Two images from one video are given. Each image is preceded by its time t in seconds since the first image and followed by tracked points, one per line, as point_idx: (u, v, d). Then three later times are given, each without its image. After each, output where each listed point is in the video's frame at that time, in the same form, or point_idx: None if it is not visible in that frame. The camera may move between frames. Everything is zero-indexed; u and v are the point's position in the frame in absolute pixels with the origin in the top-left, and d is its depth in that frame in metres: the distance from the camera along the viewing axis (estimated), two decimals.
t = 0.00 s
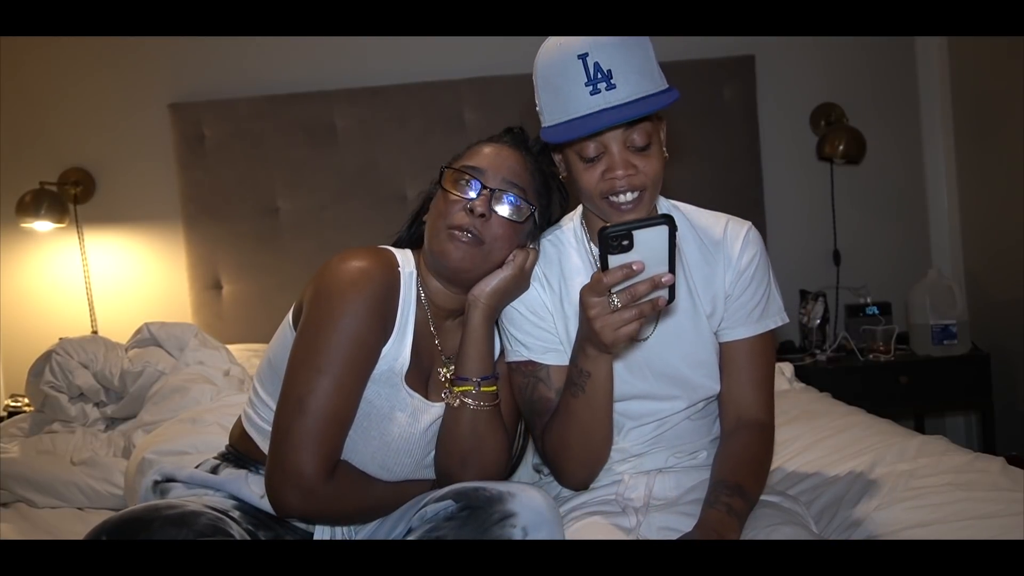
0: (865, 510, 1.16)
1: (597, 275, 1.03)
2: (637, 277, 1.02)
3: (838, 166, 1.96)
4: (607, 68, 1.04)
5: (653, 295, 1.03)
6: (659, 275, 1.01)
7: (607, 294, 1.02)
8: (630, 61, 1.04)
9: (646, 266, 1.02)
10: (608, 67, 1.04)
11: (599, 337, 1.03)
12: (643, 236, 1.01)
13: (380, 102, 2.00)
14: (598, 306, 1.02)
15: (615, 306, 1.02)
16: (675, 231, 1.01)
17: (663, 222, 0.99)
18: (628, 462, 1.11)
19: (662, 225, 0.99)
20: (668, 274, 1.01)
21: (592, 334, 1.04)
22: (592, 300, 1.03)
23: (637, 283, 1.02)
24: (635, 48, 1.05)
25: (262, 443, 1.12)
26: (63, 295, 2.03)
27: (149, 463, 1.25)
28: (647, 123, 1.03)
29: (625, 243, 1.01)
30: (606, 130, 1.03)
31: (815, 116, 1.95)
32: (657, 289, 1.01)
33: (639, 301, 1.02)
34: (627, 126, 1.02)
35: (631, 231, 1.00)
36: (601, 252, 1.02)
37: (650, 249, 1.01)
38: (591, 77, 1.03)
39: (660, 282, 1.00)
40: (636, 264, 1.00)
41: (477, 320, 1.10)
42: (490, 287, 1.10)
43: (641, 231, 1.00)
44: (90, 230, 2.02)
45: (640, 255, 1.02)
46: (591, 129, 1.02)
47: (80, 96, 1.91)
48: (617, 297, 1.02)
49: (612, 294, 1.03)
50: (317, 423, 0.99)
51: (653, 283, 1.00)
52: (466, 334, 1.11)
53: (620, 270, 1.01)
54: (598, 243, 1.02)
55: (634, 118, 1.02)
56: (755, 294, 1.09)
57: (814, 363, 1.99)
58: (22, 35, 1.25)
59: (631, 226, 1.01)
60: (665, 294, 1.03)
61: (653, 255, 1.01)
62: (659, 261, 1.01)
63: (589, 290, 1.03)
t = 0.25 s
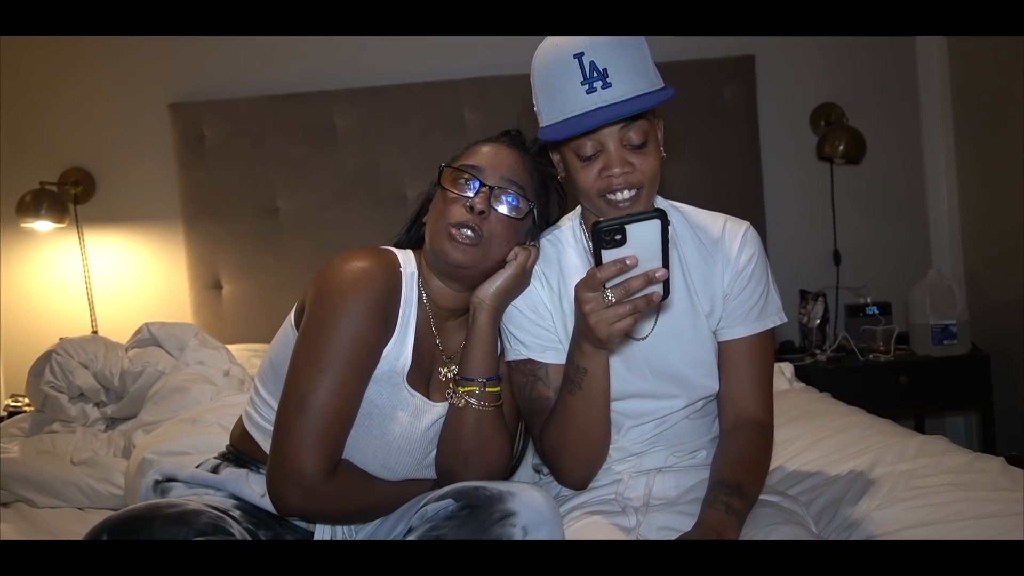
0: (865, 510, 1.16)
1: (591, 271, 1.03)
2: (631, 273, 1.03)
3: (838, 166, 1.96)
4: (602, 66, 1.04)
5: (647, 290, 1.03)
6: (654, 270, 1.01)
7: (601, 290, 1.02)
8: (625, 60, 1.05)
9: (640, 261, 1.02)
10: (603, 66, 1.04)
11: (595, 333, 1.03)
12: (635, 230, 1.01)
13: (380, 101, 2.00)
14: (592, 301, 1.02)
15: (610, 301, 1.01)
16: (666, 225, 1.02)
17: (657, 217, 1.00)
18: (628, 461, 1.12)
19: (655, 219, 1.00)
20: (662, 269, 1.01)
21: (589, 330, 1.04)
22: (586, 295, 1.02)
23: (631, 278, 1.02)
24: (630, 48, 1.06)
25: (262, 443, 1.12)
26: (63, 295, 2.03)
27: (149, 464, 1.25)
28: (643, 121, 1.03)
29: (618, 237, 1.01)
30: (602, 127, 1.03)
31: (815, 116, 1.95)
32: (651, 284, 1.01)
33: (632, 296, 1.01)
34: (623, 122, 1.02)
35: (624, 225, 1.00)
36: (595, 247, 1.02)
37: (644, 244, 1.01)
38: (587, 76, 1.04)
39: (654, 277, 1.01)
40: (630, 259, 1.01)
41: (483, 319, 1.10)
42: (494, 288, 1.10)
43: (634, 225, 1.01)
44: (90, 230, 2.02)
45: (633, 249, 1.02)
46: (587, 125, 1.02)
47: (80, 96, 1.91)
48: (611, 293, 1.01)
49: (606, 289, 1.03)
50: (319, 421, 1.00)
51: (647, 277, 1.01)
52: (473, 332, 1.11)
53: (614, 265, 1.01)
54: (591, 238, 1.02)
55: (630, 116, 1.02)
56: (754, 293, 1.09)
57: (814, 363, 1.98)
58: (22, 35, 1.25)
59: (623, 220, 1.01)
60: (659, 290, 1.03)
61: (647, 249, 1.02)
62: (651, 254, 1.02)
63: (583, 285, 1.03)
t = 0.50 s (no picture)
0: (865, 510, 1.17)
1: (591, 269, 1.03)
2: (630, 270, 1.03)
3: (838, 166, 1.96)
4: (601, 66, 1.04)
5: (646, 288, 1.03)
6: (653, 267, 1.01)
7: (602, 287, 1.02)
8: (624, 60, 1.05)
9: (640, 259, 1.02)
10: (602, 65, 1.04)
11: (595, 331, 1.03)
12: (635, 227, 1.01)
13: (380, 101, 2.00)
14: (592, 299, 1.02)
15: (610, 299, 1.01)
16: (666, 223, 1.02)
17: (655, 214, 1.00)
18: (627, 461, 1.12)
19: (653, 216, 1.00)
20: (662, 267, 1.01)
21: (588, 327, 1.04)
22: (586, 293, 1.02)
23: (631, 275, 1.02)
24: (629, 47, 1.06)
25: (263, 442, 1.12)
26: (63, 295, 2.03)
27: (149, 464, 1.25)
28: (642, 120, 1.03)
29: (617, 235, 1.01)
30: (600, 126, 1.03)
31: (816, 116, 1.95)
32: (650, 281, 1.01)
33: (632, 294, 1.01)
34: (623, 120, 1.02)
35: (623, 222, 1.01)
36: (594, 245, 1.02)
37: (644, 241, 1.01)
38: (586, 75, 1.04)
39: (653, 274, 1.01)
40: (629, 255, 1.01)
41: (482, 319, 1.10)
42: (494, 287, 1.10)
43: (633, 222, 1.01)
44: (89, 230, 2.02)
45: (633, 247, 1.02)
46: (586, 124, 1.02)
47: (80, 96, 1.91)
48: (611, 290, 1.01)
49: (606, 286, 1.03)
50: (321, 420, 1.00)
51: (647, 275, 1.01)
52: (474, 331, 1.11)
53: (613, 263, 1.01)
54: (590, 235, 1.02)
55: (629, 115, 1.02)
56: (754, 293, 1.10)
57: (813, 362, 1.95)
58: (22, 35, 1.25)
59: (622, 217, 1.01)
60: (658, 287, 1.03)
61: (646, 246, 1.02)
62: (651, 252, 1.02)
63: (583, 282, 1.03)
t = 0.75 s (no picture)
0: (865, 510, 1.17)
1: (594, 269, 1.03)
2: (633, 270, 1.03)
3: (838, 166, 1.96)
4: (602, 65, 1.04)
5: (648, 289, 1.03)
6: (656, 268, 1.01)
7: (604, 287, 1.02)
8: (625, 59, 1.05)
9: (643, 259, 1.02)
10: (603, 64, 1.04)
11: (596, 331, 1.03)
12: (638, 228, 1.01)
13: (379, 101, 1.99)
14: (595, 299, 1.02)
15: (612, 299, 1.01)
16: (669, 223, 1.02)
17: (658, 214, 1.00)
18: (628, 461, 1.12)
19: (657, 217, 1.00)
20: (664, 267, 1.01)
21: (590, 328, 1.04)
22: (588, 293, 1.02)
23: (634, 276, 1.02)
24: (630, 47, 1.06)
25: (263, 443, 1.12)
26: (63, 294, 2.03)
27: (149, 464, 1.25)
28: (643, 119, 1.03)
29: (621, 235, 1.01)
30: (601, 126, 1.03)
31: (815, 116, 1.95)
32: (653, 282, 1.01)
33: (634, 295, 1.01)
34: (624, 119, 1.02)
35: (627, 223, 1.00)
36: (597, 245, 1.02)
37: (647, 242, 1.01)
38: (588, 75, 1.04)
39: (656, 275, 1.01)
40: (632, 256, 1.01)
41: (481, 319, 1.10)
42: (491, 287, 1.09)
43: (637, 223, 1.01)
44: (89, 230, 2.02)
45: (636, 247, 1.02)
46: (587, 123, 1.02)
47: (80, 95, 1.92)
48: (614, 291, 1.01)
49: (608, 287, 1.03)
50: (322, 421, 1.00)
51: (649, 276, 1.01)
52: (470, 332, 1.11)
53: (616, 263, 1.01)
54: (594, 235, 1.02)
55: (630, 114, 1.02)
56: (755, 294, 1.10)
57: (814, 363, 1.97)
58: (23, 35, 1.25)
59: (626, 217, 1.01)
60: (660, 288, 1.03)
61: (649, 247, 1.02)
62: (654, 253, 1.02)
63: (586, 282, 1.03)
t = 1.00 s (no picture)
0: (865, 510, 1.17)
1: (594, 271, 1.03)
2: (633, 273, 1.03)
3: (838, 166, 1.96)
4: (602, 65, 1.04)
5: (649, 290, 1.03)
6: (655, 270, 1.01)
7: (604, 289, 1.02)
8: (625, 60, 1.05)
9: (642, 261, 1.02)
10: (603, 64, 1.04)
11: (596, 332, 1.03)
12: (638, 230, 1.01)
13: (379, 101, 1.99)
14: (594, 301, 1.02)
15: (612, 301, 1.01)
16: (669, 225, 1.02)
17: (658, 217, 1.00)
18: (628, 461, 1.12)
19: (657, 219, 1.00)
20: (664, 269, 1.01)
21: (590, 329, 1.04)
22: (588, 295, 1.02)
23: (634, 278, 1.02)
24: (630, 47, 1.06)
25: (263, 442, 1.12)
26: (63, 295, 2.03)
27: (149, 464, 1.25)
28: (643, 119, 1.03)
29: (620, 237, 1.01)
30: (601, 126, 1.03)
31: (815, 116, 1.95)
32: (653, 284, 1.01)
33: (634, 296, 1.01)
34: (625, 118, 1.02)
35: (626, 225, 1.01)
36: (597, 247, 1.02)
37: (647, 244, 1.01)
38: (587, 75, 1.04)
39: (656, 277, 1.01)
40: (632, 258, 1.01)
41: (482, 319, 1.10)
42: (492, 286, 1.10)
43: (637, 225, 1.01)
44: (89, 230, 2.02)
45: (636, 249, 1.02)
46: (587, 123, 1.02)
47: (81, 95, 1.92)
48: (614, 293, 1.01)
49: (608, 288, 1.03)
50: (322, 423, 1.00)
51: (649, 278, 1.01)
52: (471, 332, 1.11)
53: (616, 265, 1.01)
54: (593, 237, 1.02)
55: (630, 114, 1.02)
56: (755, 294, 1.10)
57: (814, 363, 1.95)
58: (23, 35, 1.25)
59: (626, 219, 1.01)
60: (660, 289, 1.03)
61: (649, 248, 1.02)
62: (654, 255, 1.02)
63: (586, 284, 1.03)
